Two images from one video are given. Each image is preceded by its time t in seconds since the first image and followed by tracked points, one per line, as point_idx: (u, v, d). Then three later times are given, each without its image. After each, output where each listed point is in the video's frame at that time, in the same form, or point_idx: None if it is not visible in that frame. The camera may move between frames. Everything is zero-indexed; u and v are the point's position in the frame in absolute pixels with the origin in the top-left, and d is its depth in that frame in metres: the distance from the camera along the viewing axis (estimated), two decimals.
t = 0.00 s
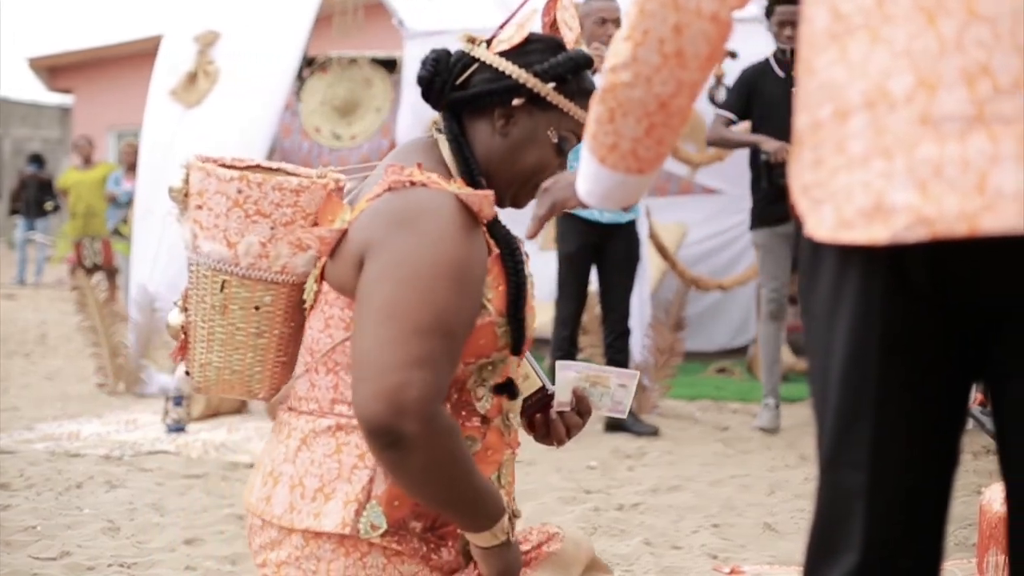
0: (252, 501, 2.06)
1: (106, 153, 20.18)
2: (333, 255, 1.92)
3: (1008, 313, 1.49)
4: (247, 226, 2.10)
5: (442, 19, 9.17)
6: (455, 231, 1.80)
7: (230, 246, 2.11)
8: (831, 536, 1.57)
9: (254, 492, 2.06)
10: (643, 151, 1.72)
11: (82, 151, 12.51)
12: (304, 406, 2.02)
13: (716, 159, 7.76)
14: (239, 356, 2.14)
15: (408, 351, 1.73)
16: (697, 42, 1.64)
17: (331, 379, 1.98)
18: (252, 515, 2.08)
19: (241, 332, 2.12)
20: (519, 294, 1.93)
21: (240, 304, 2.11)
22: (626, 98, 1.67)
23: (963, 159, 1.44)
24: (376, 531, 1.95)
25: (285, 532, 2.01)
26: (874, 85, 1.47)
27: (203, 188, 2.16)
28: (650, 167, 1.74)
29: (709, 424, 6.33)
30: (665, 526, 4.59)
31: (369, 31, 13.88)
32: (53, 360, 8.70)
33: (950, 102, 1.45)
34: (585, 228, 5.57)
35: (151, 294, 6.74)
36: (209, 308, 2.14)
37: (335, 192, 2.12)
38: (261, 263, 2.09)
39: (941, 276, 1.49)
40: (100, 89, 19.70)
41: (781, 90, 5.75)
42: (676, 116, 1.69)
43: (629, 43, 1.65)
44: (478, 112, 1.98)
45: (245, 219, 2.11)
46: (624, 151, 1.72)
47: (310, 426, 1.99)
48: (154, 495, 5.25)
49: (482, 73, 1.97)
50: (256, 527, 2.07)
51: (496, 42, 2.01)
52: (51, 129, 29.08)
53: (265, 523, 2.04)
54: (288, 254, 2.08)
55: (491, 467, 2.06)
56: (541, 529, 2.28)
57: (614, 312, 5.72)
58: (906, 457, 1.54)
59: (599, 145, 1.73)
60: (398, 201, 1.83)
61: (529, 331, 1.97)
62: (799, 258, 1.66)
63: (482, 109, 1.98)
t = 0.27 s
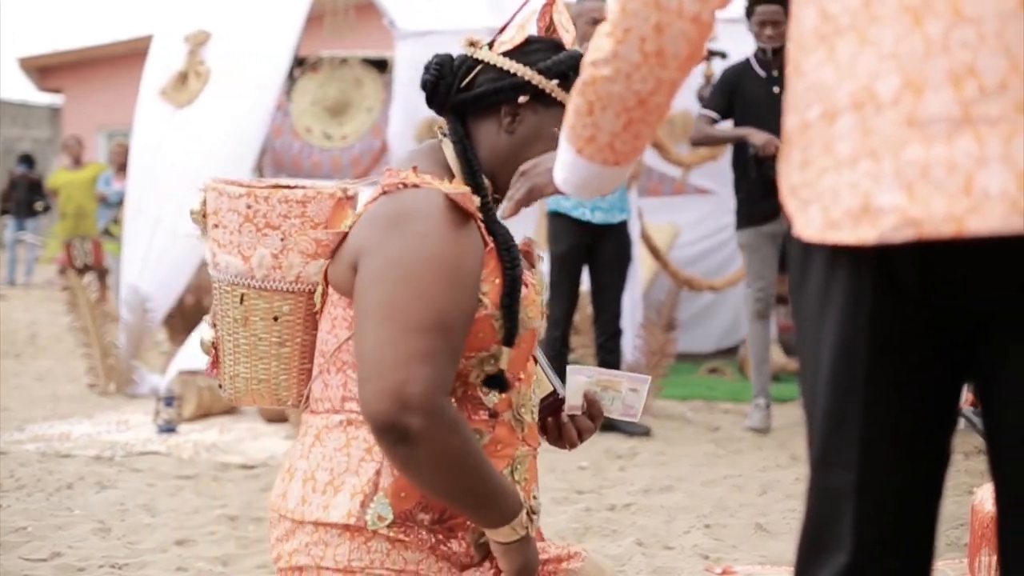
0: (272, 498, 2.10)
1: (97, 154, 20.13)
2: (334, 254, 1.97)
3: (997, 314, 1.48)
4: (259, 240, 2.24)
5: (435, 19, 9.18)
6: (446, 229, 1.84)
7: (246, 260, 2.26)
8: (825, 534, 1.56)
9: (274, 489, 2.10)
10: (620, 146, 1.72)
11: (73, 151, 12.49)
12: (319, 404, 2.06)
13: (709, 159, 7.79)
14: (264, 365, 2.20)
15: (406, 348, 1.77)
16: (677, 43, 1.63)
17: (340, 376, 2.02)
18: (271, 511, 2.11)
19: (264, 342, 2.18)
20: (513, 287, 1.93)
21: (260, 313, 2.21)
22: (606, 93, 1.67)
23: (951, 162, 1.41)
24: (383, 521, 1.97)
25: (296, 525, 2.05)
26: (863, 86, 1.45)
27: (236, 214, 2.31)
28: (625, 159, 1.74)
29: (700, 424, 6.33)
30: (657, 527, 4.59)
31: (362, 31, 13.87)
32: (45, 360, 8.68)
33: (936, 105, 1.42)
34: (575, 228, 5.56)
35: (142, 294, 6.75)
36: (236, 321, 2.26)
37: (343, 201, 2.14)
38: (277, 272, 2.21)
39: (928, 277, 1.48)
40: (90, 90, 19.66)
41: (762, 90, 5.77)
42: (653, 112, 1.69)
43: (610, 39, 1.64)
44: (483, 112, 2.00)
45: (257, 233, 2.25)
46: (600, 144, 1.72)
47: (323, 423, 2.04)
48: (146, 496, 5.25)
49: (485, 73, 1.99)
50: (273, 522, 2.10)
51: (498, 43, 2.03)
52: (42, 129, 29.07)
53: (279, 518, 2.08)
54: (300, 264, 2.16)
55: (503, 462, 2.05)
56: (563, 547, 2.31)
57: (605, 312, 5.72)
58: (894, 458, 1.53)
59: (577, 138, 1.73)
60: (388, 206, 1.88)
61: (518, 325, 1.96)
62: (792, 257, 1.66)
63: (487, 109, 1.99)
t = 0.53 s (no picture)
0: (284, 484, 2.09)
1: (86, 155, 20.11)
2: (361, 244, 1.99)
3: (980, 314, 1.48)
4: (287, 221, 2.13)
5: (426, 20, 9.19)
6: (461, 227, 1.84)
7: (272, 240, 2.15)
8: (815, 534, 1.55)
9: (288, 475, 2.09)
10: (601, 141, 1.71)
11: (63, 152, 12.47)
12: (336, 392, 2.05)
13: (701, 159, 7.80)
14: (280, 343, 2.16)
15: (403, 344, 1.78)
16: (654, 44, 1.63)
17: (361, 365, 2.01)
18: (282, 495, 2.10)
19: (281, 323, 2.15)
20: (537, 289, 1.94)
21: (281, 294, 2.15)
22: (585, 89, 1.66)
23: (934, 162, 1.40)
24: (392, 509, 1.95)
25: (306, 509, 2.04)
26: (846, 85, 1.44)
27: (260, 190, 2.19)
28: (606, 153, 1.73)
29: (691, 424, 6.33)
30: (647, 527, 4.58)
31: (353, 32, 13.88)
32: (34, 361, 8.66)
33: (919, 105, 1.41)
34: (565, 228, 5.54)
35: (132, 293, 6.75)
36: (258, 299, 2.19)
37: (378, 200, 2.03)
38: (302, 254, 2.13)
39: (912, 278, 1.47)
40: (80, 91, 19.64)
41: (747, 91, 5.80)
42: (632, 110, 1.68)
43: (591, 37, 1.64)
44: (514, 120, 2.00)
45: (287, 214, 2.13)
46: (580, 137, 1.71)
47: (339, 410, 2.03)
48: (135, 497, 5.23)
49: (514, 82, 1.98)
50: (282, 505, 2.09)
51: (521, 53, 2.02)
52: (33, 130, 29.04)
53: (291, 503, 2.07)
54: (326, 249, 2.12)
55: (511, 465, 2.02)
56: (561, 544, 2.29)
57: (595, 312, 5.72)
58: (881, 460, 1.53)
59: (558, 131, 1.72)
60: (415, 200, 1.88)
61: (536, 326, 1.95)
62: (780, 259, 1.65)
63: (517, 116, 1.99)
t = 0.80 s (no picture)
0: (293, 475, 2.08)
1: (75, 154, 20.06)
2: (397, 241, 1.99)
3: (962, 314, 1.47)
4: (319, 216, 2.10)
5: (415, 22, 9.24)
6: (506, 235, 1.86)
7: (299, 231, 2.10)
8: (801, 533, 1.56)
9: (296, 466, 2.09)
10: (585, 139, 1.72)
11: (52, 152, 12.45)
12: (352, 386, 2.05)
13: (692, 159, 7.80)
14: (299, 336, 2.12)
15: (442, 340, 1.78)
16: (637, 45, 1.63)
17: (384, 361, 2.02)
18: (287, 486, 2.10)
19: (302, 316, 2.11)
20: (568, 302, 1.96)
21: (305, 289, 2.10)
22: (570, 88, 1.66)
23: (915, 161, 1.40)
24: (410, 504, 1.97)
25: (317, 501, 2.03)
26: (828, 85, 1.45)
27: (285, 181, 2.14)
28: (592, 151, 1.73)
29: (681, 425, 6.33)
30: (638, 527, 4.58)
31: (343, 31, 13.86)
32: (24, 361, 8.64)
33: (900, 106, 1.41)
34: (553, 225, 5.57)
35: (122, 293, 6.74)
36: (276, 290, 2.13)
37: (407, 199, 2.11)
38: (328, 250, 2.10)
39: (896, 279, 1.47)
40: (70, 90, 19.59)
41: (737, 91, 5.81)
42: (617, 109, 1.68)
43: (575, 37, 1.65)
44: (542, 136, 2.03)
45: (318, 210, 2.10)
46: (567, 135, 1.71)
47: (357, 404, 2.03)
48: (125, 497, 5.23)
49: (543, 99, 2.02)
50: (288, 496, 2.09)
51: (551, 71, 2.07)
52: (22, 130, 28.96)
53: (301, 493, 2.06)
54: (353, 246, 2.09)
55: (521, 470, 2.04)
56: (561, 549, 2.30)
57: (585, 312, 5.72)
58: (869, 463, 1.53)
59: (545, 129, 1.73)
60: (466, 203, 1.90)
61: (568, 337, 1.97)
62: (767, 260, 1.65)
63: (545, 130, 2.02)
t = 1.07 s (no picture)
0: (298, 469, 1.98)
1: (59, 154, 20.03)
2: (426, 241, 1.92)
3: (939, 313, 1.48)
4: (337, 207, 2.08)
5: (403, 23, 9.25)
6: (547, 235, 1.82)
7: (316, 221, 2.07)
8: (783, 532, 1.55)
9: (301, 462, 1.99)
10: (572, 140, 1.72)
11: (35, 152, 12.42)
12: (364, 382, 1.96)
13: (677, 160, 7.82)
14: (308, 328, 2.06)
15: (493, 337, 1.73)
16: (617, 49, 1.63)
17: (402, 359, 1.93)
18: (290, 481, 2.00)
19: (312, 305, 2.05)
20: (587, 308, 1.98)
21: (317, 281, 2.05)
22: (555, 90, 1.67)
23: (894, 163, 1.40)
24: (429, 502, 1.90)
25: (325, 497, 1.94)
26: (808, 88, 1.45)
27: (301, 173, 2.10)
28: (579, 151, 1.74)
29: (666, 425, 6.33)
30: (622, 527, 4.58)
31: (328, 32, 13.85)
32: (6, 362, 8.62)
33: (880, 108, 1.41)
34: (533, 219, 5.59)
35: (106, 293, 6.73)
36: (284, 278, 2.08)
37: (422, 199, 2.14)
38: (343, 243, 2.07)
39: (875, 279, 1.48)
40: (54, 90, 19.55)
41: (723, 92, 5.82)
42: (601, 110, 1.68)
43: (558, 40, 1.65)
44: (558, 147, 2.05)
45: (336, 201, 2.08)
46: (553, 135, 1.72)
47: (372, 400, 1.93)
48: (109, 498, 5.22)
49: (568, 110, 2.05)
50: (292, 493, 1.99)
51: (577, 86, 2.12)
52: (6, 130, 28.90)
53: (306, 489, 1.97)
54: (368, 240, 2.07)
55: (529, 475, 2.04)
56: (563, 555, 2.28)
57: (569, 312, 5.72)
58: (850, 464, 1.54)
59: (533, 129, 1.73)
60: (506, 203, 1.85)
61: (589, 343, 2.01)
62: (746, 262, 1.66)
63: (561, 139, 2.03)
